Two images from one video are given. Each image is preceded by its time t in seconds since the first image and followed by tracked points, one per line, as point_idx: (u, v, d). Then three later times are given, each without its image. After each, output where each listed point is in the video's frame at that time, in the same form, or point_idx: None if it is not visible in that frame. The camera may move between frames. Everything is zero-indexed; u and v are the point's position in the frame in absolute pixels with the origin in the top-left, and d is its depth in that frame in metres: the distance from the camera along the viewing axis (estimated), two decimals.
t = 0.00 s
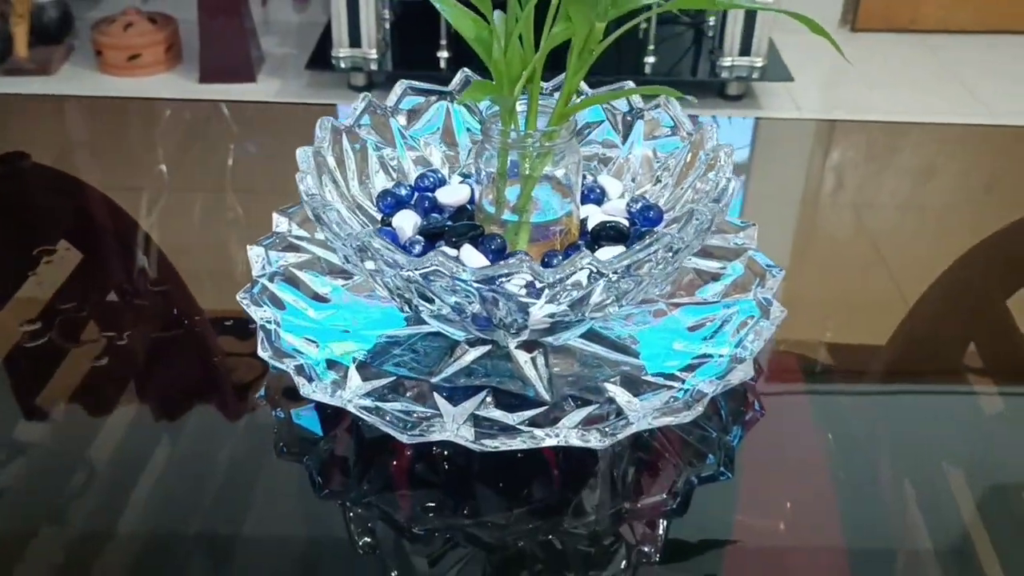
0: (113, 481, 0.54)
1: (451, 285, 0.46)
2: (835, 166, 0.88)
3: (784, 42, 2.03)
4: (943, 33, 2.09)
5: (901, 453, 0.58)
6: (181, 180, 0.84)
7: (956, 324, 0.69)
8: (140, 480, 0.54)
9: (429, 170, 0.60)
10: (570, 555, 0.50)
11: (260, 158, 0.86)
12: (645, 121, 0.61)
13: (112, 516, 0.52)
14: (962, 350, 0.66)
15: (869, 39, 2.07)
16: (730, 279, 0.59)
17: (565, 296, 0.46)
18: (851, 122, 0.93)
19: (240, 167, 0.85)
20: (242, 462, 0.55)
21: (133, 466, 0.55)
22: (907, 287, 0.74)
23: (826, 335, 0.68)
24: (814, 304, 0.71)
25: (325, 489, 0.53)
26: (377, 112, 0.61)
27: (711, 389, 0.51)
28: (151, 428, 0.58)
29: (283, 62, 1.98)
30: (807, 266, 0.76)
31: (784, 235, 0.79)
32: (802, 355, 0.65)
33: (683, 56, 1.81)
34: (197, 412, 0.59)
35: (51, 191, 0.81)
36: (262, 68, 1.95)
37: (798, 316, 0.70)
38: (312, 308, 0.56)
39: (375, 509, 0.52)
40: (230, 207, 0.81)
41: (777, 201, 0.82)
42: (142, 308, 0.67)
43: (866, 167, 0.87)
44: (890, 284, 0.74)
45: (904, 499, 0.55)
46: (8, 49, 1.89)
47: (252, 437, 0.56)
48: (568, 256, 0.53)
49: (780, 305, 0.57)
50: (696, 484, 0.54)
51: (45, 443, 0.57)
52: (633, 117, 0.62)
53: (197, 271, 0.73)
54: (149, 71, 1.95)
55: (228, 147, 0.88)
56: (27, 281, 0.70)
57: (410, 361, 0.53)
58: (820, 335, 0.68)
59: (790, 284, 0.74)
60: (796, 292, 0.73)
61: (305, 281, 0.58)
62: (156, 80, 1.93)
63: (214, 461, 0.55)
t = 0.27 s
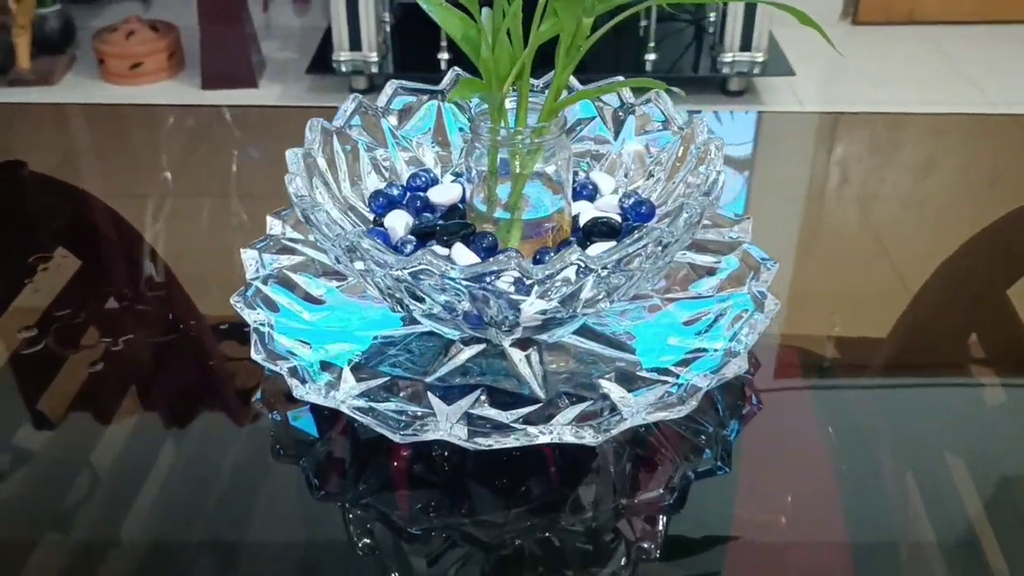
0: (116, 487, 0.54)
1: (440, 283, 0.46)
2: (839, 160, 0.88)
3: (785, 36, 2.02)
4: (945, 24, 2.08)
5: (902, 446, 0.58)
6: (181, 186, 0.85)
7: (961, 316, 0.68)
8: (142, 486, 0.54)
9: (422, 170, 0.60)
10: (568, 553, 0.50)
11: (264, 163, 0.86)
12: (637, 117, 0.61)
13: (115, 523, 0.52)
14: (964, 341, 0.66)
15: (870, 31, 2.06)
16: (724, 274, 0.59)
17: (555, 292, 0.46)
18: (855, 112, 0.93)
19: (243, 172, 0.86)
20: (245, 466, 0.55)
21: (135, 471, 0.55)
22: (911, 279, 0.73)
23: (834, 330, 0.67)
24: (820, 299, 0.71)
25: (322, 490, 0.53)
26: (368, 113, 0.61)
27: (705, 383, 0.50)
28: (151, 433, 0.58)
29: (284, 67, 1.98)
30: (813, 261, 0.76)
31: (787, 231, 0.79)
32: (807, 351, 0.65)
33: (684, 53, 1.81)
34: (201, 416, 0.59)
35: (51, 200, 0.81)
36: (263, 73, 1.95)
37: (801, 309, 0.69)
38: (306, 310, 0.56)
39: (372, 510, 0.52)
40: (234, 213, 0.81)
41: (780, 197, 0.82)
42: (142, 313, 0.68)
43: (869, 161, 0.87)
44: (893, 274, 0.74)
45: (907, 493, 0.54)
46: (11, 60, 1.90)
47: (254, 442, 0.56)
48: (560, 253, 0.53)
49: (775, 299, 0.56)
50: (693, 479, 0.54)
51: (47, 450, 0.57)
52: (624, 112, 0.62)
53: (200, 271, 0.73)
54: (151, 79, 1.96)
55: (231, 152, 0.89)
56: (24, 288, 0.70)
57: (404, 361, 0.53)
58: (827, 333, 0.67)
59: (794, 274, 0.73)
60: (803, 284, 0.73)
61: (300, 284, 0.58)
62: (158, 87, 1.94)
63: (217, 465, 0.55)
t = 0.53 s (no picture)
0: (138, 488, 0.54)
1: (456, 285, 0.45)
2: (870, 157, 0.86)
3: (815, 33, 2.00)
4: (979, 20, 2.05)
5: (933, 447, 0.56)
6: (208, 186, 0.85)
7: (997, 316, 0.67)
8: (165, 486, 0.54)
9: (441, 171, 0.60)
10: (588, 557, 0.49)
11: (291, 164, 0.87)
12: (659, 115, 0.60)
13: (139, 523, 0.51)
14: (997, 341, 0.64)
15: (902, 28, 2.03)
16: (748, 274, 0.58)
17: (572, 293, 0.45)
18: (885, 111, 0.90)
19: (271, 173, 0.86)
20: (268, 466, 0.54)
21: (158, 470, 0.55)
22: (943, 279, 0.72)
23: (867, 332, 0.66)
24: (851, 304, 0.69)
25: (339, 492, 0.53)
26: (387, 113, 0.61)
27: (727, 386, 0.49)
28: (172, 432, 0.58)
29: (311, 68, 1.99)
30: (843, 261, 0.74)
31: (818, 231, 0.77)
32: (835, 353, 0.64)
33: (711, 51, 1.79)
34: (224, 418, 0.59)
35: (75, 202, 0.81)
36: (290, 75, 1.96)
37: (827, 312, 0.68)
38: (323, 311, 0.56)
39: (390, 514, 0.51)
40: (261, 213, 0.82)
41: (810, 200, 0.81)
42: (165, 314, 0.68)
43: (901, 158, 0.85)
44: (926, 275, 0.72)
45: (937, 496, 0.53)
46: (42, 63, 1.92)
47: (277, 442, 0.56)
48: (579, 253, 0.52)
49: (800, 300, 0.55)
50: (715, 484, 0.53)
51: (70, 448, 0.57)
52: (646, 111, 0.61)
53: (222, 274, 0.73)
54: (180, 81, 1.97)
55: (258, 153, 0.89)
56: (49, 290, 0.70)
57: (422, 363, 0.53)
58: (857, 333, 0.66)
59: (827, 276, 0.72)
60: (839, 283, 0.72)
61: (318, 285, 0.58)
62: (186, 89, 1.95)
63: (240, 465, 0.55)
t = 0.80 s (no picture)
0: (154, 492, 0.53)
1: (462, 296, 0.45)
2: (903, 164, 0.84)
3: (847, 37, 1.97)
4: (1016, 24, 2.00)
5: (958, 461, 0.55)
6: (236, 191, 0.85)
7: None
8: (184, 487, 0.54)
9: (454, 179, 0.59)
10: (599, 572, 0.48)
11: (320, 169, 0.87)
12: (675, 122, 0.59)
13: (156, 524, 0.51)
14: None
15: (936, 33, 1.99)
16: (767, 284, 0.56)
17: (582, 305, 0.45)
18: (916, 120, 0.87)
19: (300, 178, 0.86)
20: (284, 471, 0.54)
21: (177, 471, 0.55)
22: (972, 287, 0.70)
23: (899, 339, 0.64)
24: (883, 316, 0.67)
25: (347, 504, 0.52)
26: (400, 120, 0.60)
27: (741, 400, 0.48)
28: (189, 435, 0.57)
29: (338, 74, 2.00)
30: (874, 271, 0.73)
31: (849, 239, 0.75)
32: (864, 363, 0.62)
33: (740, 56, 1.77)
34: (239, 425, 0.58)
35: (97, 207, 0.81)
36: (318, 80, 1.97)
37: (854, 320, 0.66)
38: (334, 320, 0.55)
39: (398, 526, 0.51)
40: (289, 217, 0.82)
41: (844, 207, 0.79)
42: (183, 320, 0.67)
43: (935, 164, 0.83)
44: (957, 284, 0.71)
45: (962, 508, 0.51)
46: (74, 69, 1.94)
47: (291, 449, 0.56)
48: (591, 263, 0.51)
49: (818, 311, 0.54)
50: (729, 500, 0.52)
51: (89, 446, 0.57)
52: (663, 117, 0.60)
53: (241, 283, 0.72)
54: (209, 87, 1.99)
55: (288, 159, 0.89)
56: (68, 295, 0.70)
57: (432, 373, 0.52)
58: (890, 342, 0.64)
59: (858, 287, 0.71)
60: (867, 295, 0.70)
61: (330, 293, 0.57)
62: (215, 95, 1.97)
63: (257, 469, 0.55)
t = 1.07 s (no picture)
0: (147, 513, 0.53)
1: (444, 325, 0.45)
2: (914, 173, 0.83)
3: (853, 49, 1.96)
4: None
5: (959, 476, 0.54)
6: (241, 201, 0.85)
7: None
8: (184, 502, 0.53)
9: (444, 202, 0.59)
10: None
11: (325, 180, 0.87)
12: (665, 144, 0.59)
13: (157, 539, 0.51)
14: None
15: (943, 45, 1.96)
16: (758, 309, 0.56)
17: (565, 333, 0.44)
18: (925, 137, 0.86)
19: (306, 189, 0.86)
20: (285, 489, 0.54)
21: (177, 486, 0.54)
22: (979, 301, 0.69)
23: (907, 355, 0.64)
24: (892, 330, 0.67)
25: (333, 533, 0.51)
26: (389, 144, 0.60)
27: (730, 430, 0.48)
28: (188, 451, 0.57)
29: (345, 89, 2.00)
30: (886, 283, 0.72)
31: (857, 253, 0.75)
32: (870, 376, 0.62)
33: (746, 69, 1.76)
34: (234, 447, 0.57)
35: (95, 227, 0.81)
36: (324, 96, 1.97)
37: (860, 337, 0.66)
38: (321, 347, 0.55)
39: (385, 555, 0.50)
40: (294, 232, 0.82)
41: (851, 222, 0.78)
42: (178, 342, 0.67)
43: (946, 171, 0.82)
44: (965, 294, 0.70)
45: (962, 526, 0.51)
46: (82, 86, 1.95)
47: (284, 472, 0.55)
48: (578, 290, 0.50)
49: (809, 337, 0.53)
50: (719, 529, 0.51)
51: (88, 460, 0.57)
52: (653, 140, 0.60)
53: (240, 304, 0.72)
54: (216, 102, 1.99)
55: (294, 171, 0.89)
56: (63, 317, 0.70)
57: (419, 401, 0.52)
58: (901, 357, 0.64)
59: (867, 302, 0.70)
60: (876, 309, 0.69)
61: (318, 318, 0.57)
62: (222, 110, 1.97)
63: (259, 485, 0.54)
